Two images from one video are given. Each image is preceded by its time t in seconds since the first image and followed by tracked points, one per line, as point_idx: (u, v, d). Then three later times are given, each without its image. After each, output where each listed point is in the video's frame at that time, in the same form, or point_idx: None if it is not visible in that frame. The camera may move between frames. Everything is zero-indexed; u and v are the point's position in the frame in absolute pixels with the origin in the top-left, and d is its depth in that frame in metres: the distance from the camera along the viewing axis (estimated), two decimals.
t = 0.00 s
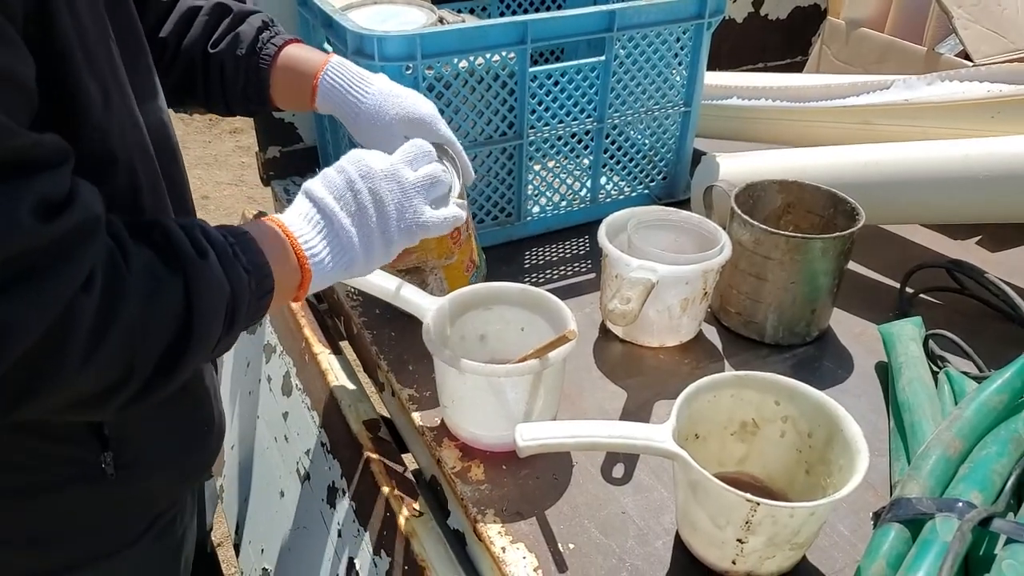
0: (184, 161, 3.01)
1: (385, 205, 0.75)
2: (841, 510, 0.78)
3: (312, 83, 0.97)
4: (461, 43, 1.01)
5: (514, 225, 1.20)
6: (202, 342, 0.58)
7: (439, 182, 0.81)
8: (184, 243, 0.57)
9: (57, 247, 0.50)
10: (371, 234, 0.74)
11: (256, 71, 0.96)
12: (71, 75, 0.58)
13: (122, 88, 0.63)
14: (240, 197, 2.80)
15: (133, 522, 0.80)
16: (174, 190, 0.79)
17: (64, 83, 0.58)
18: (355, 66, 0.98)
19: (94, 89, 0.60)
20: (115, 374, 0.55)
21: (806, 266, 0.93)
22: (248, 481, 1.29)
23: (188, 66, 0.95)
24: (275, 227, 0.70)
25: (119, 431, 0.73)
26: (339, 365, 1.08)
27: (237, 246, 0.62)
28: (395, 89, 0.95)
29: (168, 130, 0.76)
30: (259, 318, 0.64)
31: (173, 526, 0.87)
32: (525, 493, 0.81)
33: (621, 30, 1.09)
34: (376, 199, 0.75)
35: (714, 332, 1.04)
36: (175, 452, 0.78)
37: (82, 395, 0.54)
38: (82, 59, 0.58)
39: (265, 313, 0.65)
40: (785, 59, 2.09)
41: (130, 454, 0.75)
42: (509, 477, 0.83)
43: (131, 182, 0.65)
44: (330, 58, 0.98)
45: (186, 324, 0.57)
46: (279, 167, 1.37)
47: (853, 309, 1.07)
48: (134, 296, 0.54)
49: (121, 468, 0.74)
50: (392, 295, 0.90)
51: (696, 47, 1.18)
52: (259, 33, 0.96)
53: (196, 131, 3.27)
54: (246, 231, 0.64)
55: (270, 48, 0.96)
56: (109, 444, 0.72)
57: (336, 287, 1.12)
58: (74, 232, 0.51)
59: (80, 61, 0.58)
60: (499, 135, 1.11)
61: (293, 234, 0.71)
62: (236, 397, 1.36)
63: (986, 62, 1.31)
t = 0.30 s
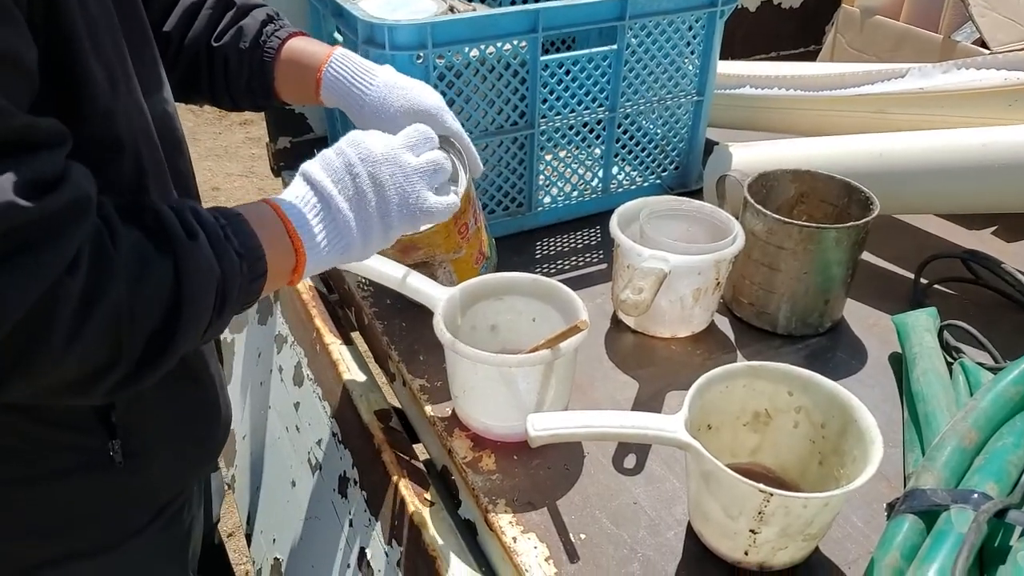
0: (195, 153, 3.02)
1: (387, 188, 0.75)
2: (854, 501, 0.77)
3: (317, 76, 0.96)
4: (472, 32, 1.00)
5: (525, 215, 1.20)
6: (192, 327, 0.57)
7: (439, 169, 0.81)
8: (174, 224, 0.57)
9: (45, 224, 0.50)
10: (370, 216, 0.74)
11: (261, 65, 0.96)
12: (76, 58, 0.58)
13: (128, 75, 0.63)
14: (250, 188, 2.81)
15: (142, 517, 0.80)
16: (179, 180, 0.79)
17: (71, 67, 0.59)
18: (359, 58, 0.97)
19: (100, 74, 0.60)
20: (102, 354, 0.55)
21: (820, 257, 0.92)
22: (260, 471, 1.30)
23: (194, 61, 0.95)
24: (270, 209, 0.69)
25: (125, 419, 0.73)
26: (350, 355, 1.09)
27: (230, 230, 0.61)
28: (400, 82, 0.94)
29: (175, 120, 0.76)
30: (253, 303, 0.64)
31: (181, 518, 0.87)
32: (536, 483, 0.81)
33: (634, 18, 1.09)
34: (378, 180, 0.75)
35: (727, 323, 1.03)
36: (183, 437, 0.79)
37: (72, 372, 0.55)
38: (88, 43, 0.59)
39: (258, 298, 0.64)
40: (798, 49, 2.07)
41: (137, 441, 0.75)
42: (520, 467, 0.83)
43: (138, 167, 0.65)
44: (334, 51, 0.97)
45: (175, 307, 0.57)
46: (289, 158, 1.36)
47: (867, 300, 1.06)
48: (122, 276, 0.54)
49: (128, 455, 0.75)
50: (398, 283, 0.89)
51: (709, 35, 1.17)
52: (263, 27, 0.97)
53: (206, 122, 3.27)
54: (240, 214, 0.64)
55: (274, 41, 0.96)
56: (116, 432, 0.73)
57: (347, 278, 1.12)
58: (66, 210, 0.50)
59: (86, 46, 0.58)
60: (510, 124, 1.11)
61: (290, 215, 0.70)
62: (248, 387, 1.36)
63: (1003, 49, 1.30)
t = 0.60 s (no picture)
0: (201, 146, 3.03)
1: (431, 198, 0.78)
2: (862, 493, 0.78)
3: (326, 69, 0.97)
4: (480, 23, 1.00)
5: (532, 207, 1.20)
6: (242, 316, 0.58)
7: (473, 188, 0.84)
8: (226, 216, 0.58)
9: (104, 208, 0.50)
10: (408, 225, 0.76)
11: (270, 58, 0.96)
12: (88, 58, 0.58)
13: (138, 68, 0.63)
14: (256, 181, 2.81)
15: (150, 507, 0.81)
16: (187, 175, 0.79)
17: (83, 65, 0.58)
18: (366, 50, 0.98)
19: (112, 71, 0.60)
20: (159, 342, 0.55)
21: (828, 248, 0.92)
22: (267, 462, 1.30)
23: (203, 55, 0.94)
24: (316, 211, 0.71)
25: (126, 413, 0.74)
26: (358, 348, 1.09)
27: (278, 225, 0.63)
28: (410, 74, 0.94)
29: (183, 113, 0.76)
30: (297, 298, 0.65)
31: (187, 509, 0.88)
32: (544, 474, 0.81)
33: (641, 10, 1.08)
34: (423, 189, 0.78)
35: (734, 315, 1.03)
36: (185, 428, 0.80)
37: (126, 362, 0.54)
38: (102, 42, 0.58)
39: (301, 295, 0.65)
40: (806, 40, 2.06)
41: (137, 436, 0.75)
42: (528, 459, 0.83)
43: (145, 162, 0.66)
44: (342, 44, 0.98)
45: (227, 295, 0.57)
46: (297, 150, 1.36)
47: (874, 292, 1.06)
48: (178, 264, 0.55)
49: (128, 450, 0.75)
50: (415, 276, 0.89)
51: (716, 28, 1.17)
52: (272, 19, 0.97)
53: (212, 115, 3.27)
54: (285, 212, 0.66)
55: (283, 34, 0.97)
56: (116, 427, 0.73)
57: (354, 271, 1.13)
58: (117, 197, 0.51)
59: (100, 47, 0.58)
60: (518, 117, 1.10)
61: (334, 218, 0.72)
62: (256, 379, 1.37)
63: (1012, 40, 1.29)
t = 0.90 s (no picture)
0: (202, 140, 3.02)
1: (426, 209, 0.81)
2: (861, 491, 0.78)
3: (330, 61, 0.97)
4: (485, 18, 1.00)
5: (535, 203, 1.20)
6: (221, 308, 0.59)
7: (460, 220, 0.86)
8: (211, 210, 0.58)
9: (81, 212, 0.50)
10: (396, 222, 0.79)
11: (273, 51, 0.96)
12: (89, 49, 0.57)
13: (139, 60, 0.63)
14: (257, 175, 2.81)
15: (147, 501, 0.81)
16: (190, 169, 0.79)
17: (79, 55, 0.58)
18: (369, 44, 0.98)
19: (110, 63, 0.60)
20: (138, 332, 0.56)
21: (829, 247, 0.92)
22: (267, 455, 1.30)
23: (206, 47, 0.94)
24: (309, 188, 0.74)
25: (121, 406, 0.73)
26: (359, 342, 1.09)
27: (266, 217, 0.62)
28: (412, 66, 0.95)
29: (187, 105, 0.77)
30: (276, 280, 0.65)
31: (183, 503, 0.87)
32: (545, 469, 0.81)
33: (646, 7, 1.08)
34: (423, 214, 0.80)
35: (735, 313, 1.03)
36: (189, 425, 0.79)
37: (106, 350, 0.56)
38: (99, 33, 0.58)
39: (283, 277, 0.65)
40: (809, 40, 2.06)
41: (131, 429, 0.75)
42: (529, 454, 0.83)
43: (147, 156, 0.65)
44: (346, 36, 0.98)
45: (208, 287, 0.57)
46: (298, 144, 1.36)
47: (875, 291, 1.06)
48: (157, 262, 0.54)
49: (121, 443, 0.75)
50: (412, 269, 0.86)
51: (720, 26, 1.17)
52: (275, 12, 0.97)
53: (214, 109, 3.27)
54: (273, 195, 0.64)
55: (286, 27, 0.96)
56: (108, 419, 0.73)
57: (356, 265, 1.13)
58: (98, 198, 0.51)
59: (97, 39, 0.58)
60: (521, 112, 1.11)
61: (324, 197, 0.75)
62: (256, 372, 1.37)
63: (1014, 41, 1.29)
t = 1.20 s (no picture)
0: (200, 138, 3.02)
1: (423, 217, 0.81)
2: (858, 490, 0.78)
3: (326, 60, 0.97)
4: (483, 17, 1.00)
5: (533, 202, 1.20)
6: (202, 307, 0.59)
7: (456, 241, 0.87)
8: (200, 212, 0.58)
9: (65, 205, 0.50)
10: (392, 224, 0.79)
11: (270, 50, 0.96)
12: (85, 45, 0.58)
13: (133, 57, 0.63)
14: (255, 173, 2.81)
15: (141, 497, 0.81)
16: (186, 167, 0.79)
17: (75, 52, 0.58)
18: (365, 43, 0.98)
19: (105, 61, 0.60)
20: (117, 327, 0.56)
21: (827, 246, 0.92)
22: (265, 454, 1.30)
23: (203, 48, 0.94)
24: (312, 189, 0.74)
25: (115, 398, 0.73)
26: (357, 341, 1.09)
27: (256, 218, 0.62)
28: (410, 64, 0.95)
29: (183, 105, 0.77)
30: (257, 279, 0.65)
31: (180, 498, 0.87)
32: (543, 468, 0.81)
33: (644, 6, 1.08)
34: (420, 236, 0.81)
35: (733, 312, 1.03)
36: (183, 421, 0.79)
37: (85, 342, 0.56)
38: (94, 28, 0.58)
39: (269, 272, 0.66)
40: (806, 39, 2.06)
41: (125, 422, 0.75)
42: (527, 453, 0.83)
43: (143, 154, 0.65)
44: (341, 36, 0.98)
45: (191, 286, 0.58)
46: (297, 143, 1.36)
47: (872, 290, 1.07)
48: (141, 259, 0.54)
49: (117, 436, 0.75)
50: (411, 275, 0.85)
51: (718, 25, 1.17)
52: (272, 12, 0.97)
53: (211, 107, 3.27)
54: (266, 194, 0.64)
55: (283, 26, 0.96)
56: (104, 411, 0.73)
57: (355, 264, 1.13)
58: (84, 193, 0.51)
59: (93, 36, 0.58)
60: (520, 111, 1.11)
61: (326, 191, 0.75)
62: (254, 370, 1.37)
63: (1011, 41, 1.29)
